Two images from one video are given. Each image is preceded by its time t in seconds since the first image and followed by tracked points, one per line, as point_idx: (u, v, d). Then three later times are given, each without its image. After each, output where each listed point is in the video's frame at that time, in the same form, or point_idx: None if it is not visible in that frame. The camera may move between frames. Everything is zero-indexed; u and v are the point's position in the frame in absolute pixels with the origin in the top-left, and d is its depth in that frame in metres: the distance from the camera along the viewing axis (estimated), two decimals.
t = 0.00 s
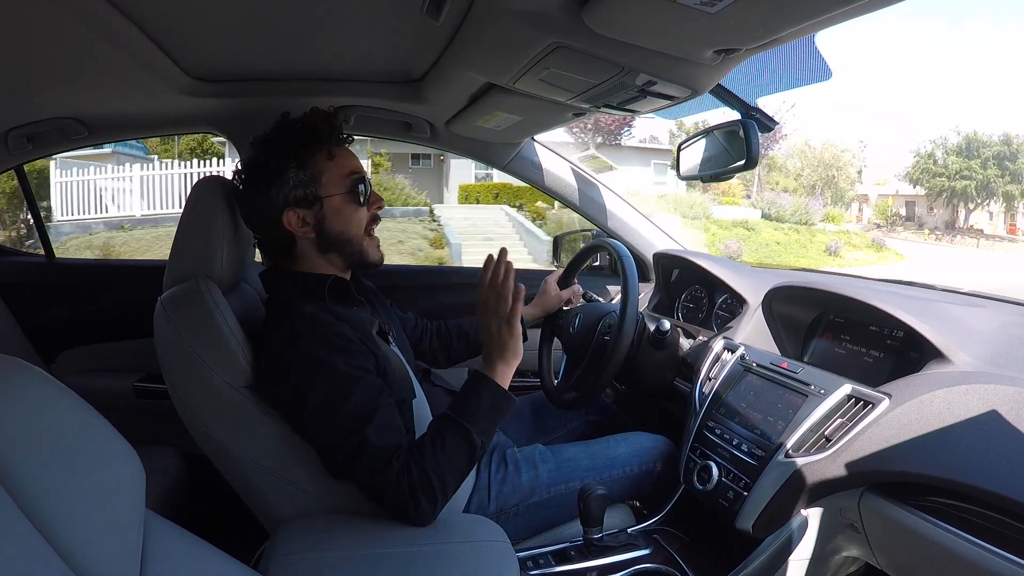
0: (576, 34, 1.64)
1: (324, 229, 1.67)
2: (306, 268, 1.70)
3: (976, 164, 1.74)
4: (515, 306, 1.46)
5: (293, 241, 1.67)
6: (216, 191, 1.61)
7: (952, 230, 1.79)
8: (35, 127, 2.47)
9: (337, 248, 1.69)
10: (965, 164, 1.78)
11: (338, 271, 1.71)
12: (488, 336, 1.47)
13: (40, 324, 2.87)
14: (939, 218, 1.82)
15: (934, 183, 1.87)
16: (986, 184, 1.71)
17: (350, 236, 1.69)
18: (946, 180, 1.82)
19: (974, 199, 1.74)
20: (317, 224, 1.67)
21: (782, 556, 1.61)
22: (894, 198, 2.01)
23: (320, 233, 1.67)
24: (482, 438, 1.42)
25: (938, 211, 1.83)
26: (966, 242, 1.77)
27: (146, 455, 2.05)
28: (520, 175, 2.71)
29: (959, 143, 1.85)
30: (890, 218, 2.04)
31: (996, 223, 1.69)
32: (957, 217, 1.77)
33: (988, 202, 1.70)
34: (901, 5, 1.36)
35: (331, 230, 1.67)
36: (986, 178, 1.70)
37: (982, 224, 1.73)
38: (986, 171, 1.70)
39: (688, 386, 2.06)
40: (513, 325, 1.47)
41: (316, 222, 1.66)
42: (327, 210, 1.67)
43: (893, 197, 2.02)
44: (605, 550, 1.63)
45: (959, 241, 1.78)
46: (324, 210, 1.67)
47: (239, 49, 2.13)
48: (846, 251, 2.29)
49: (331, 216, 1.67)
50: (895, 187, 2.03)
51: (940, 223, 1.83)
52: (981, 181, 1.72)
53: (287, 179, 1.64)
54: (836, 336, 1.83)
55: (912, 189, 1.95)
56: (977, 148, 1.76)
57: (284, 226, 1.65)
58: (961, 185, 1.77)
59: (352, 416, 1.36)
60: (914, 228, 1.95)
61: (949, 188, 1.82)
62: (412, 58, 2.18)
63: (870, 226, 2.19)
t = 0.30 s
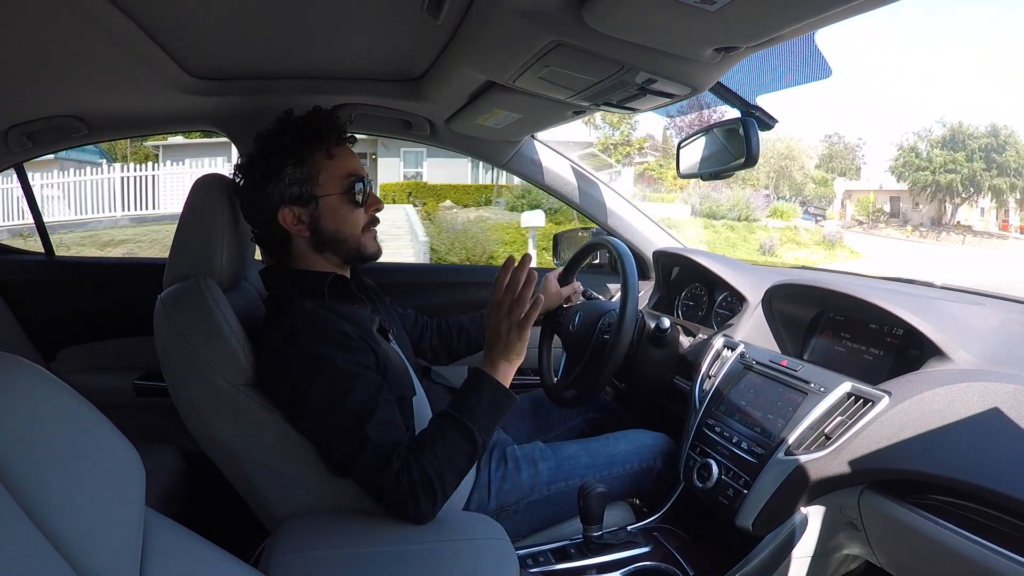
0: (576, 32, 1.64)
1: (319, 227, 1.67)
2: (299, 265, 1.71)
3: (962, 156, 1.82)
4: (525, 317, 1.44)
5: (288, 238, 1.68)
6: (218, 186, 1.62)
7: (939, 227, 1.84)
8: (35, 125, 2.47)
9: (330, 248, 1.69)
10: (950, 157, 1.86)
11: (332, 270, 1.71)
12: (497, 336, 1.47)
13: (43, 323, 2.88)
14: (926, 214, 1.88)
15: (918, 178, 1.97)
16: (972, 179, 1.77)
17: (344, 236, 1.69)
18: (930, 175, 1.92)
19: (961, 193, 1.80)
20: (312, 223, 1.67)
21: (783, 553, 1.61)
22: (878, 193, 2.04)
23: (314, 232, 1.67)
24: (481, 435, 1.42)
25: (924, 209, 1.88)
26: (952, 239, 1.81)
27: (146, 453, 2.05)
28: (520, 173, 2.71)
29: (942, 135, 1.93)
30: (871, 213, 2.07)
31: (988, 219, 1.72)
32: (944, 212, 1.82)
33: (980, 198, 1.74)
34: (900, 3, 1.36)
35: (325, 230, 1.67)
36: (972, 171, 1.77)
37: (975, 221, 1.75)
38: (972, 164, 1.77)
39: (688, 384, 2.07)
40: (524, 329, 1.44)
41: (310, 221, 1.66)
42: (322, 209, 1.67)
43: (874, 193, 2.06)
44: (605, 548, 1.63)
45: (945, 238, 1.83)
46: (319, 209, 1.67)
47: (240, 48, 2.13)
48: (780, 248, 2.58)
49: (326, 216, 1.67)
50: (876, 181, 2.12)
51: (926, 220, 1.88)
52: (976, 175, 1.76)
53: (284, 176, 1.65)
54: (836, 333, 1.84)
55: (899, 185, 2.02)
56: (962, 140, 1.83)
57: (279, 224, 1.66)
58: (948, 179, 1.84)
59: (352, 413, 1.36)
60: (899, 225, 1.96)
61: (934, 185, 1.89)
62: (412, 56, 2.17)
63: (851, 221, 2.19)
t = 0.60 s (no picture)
0: (576, 31, 1.64)
1: (316, 227, 1.66)
2: (294, 264, 1.70)
3: (946, 152, 1.74)
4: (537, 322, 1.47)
5: (287, 237, 1.69)
6: (218, 184, 1.63)
7: (924, 226, 1.82)
8: (35, 123, 2.47)
9: (325, 250, 1.67)
10: (933, 153, 1.78)
11: (327, 272, 1.68)
12: (501, 338, 1.48)
13: (43, 322, 2.88)
14: (911, 213, 1.85)
15: (901, 174, 1.90)
16: (959, 174, 1.71)
17: (339, 239, 1.67)
18: (916, 172, 1.84)
19: (946, 190, 1.75)
20: (308, 223, 1.66)
21: (784, 551, 1.62)
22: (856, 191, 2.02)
23: (310, 233, 1.66)
24: (483, 434, 1.42)
25: (911, 206, 1.86)
26: (938, 238, 1.80)
27: (147, 451, 2.05)
28: (519, 171, 2.71)
29: (927, 130, 1.82)
30: (852, 212, 2.03)
31: (979, 219, 1.67)
32: (931, 211, 1.79)
33: (968, 194, 1.70)
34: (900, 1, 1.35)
35: (321, 231, 1.66)
36: (957, 168, 1.71)
37: (968, 222, 1.71)
38: (956, 161, 1.70)
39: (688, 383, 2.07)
40: (536, 332, 1.47)
41: (307, 220, 1.65)
42: (319, 210, 1.66)
43: (856, 190, 2.02)
44: (605, 547, 1.63)
45: (931, 237, 1.82)
46: (315, 209, 1.66)
47: (240, 46, 2.13)
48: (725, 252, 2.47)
49: (323, 217, 1.66)
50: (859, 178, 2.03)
51: (911, 219, 1.86)
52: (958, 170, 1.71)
53: (284, 173, 1.67)
54: (836, 333, 1.84)
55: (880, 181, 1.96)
56: (949, 135, 1.74)
57: (277, 221, 1.67)
58: (932, 176, 1.78)
59: (353, 412, 1.36)
60: (881, 223, 1.94)
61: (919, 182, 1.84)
62: (412, 54, 2.17)
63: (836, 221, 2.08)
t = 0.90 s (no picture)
0: (576, 29, 1.64)
1: (319, 224, 1.66)
2: (296, 262, 1.69)
3: (931, 148, 1.81)
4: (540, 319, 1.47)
5: (289, 235, 1.68)
6: (216, 182, 1.63)
7: (909, 225, 1.86)
8: (36, 121, 2.47)
9: (329, 247, 1.67)
10: (919, 149, 1.85)
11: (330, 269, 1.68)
12: (502, 336, 1.47)
13: (43, 320, 2.88)
14: (895, 212, 1.88)
15: (884, 171, 1.97)
16: (943, 170, 1.75)
17: (343, 236, 1.67)
18: (896, 168, 1.92)
19: (932, 187, 1.80)
20: (311, 220, 1.66)
21: (785, 548, 1.62)
22: (839, 189, 2.06)
23: (314, 230, 1.66)
24: (483, 432, 1.42)
25: (897, 203, 1.89)
26: (924, 237, 1.84)
27: (148, 450, 2.06)
28: (519, 169, 2.71)
29: (911, 125, 1.91)
30: (833, 211, 2.09)
31: (971, 218, 1.67)
32: (918, 209, 1.83)
33: (957, 192, 1.71)
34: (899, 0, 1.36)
35: (324, 228, 1.66)
36: (942, 163, 1.76)
37: (958, 221, 1.71)
38: (943, 156, 1.75)
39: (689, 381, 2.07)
40: (539, 328, 1.47)
41: (310, 217, 1.65)
42: (322, 207, 1.66)
43: (838, 188, 2.06)
44: (605, 545, 1.63)
45: (916, 236, 1.86)
46: (318, 207, 1.66)
47: (239, 44, 2.13)
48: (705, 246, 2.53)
49: (326, 214, 1.66)
50: (844, 177, 2.05)
51: (897, 217, 1.88)
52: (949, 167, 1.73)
53: (287, 171, 1.66)
54: (836, 331, 1.84)
55: (864, 179, 2.00)
56: (934, 129, 1.80)
57: (280, 219, 1.67)
58: (916, 172, 1.86)
59: (354, 410, 1.36)
60: (864, 223, 1.98)
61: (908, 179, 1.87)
62: (412, 52, 2.17)
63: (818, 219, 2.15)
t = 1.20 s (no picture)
0: (576, 30, 1.64)
1: (328, 226, 1.65)
2: (303, 263, 1.69)
3: (914, 144, 1.80)
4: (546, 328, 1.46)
5: (297, 236, 1.67)
6: (217, 184, 1.63)
7: (895, 224, 1.89)
8: (36, 122, 2.47)
9: (338, 248, 1.67)
10: (903, 145, 1.84)
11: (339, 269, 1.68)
12: (506, 337, 1.47)
13: (44, 321, 2.88)
14: (882, 211, 1.92)
15: (867, 169, 1.98)
16: (928, 167, 1.76)
17: (352, 236, 1.67)
18: (879, 165, 1.94)
19: (919, 185, 1.81)
20: (320, 221, 1.65)
21: (786, 549, 1.62)
22: (821, 188, 2.07)
23: (323, 232, 1.65)
24: (483, 433, 1.42)
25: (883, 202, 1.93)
26: (908, 237, 1.88)
27: (148, 450, 2.06)
28: (519, 169, 2.71)
29: (895, 121, 1.90)
30: (816, 210, 2.09)
31: (963, 217, 1.71)
32: (904, 208, 1.86)
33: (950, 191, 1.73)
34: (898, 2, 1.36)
35: (333, 230, 1.65)
36: (927, 159, 1.76)
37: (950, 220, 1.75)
38: (927, 152, 1.77)
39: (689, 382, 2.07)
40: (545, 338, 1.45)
41: (320, 219, 1.65)
42: (331, 208, 1.65)
43: (821, 187, 2.07)
44: (606, 546, 1.63)
45: (900, 236, 1.90)
46: (327, 208, 1.65)
47: (240, 45, 2.13)
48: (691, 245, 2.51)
49: (334, 215, 1.65)
50: (828, 175, 2.05)
51: (883, 216, 1.92)
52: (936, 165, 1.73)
53: (296, 173, 1.65)
54: (836, 332, 1.84)
55: (848, 178, 2.03)
56: (917, 125, 1.80)
57: (288, 220, 1.66)
58: (901, 169, 1.84)
59: (354, 411, 1.36)
60: (847, 223, 2.01)
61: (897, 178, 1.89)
62: (412, 53, 2.17)
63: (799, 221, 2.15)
